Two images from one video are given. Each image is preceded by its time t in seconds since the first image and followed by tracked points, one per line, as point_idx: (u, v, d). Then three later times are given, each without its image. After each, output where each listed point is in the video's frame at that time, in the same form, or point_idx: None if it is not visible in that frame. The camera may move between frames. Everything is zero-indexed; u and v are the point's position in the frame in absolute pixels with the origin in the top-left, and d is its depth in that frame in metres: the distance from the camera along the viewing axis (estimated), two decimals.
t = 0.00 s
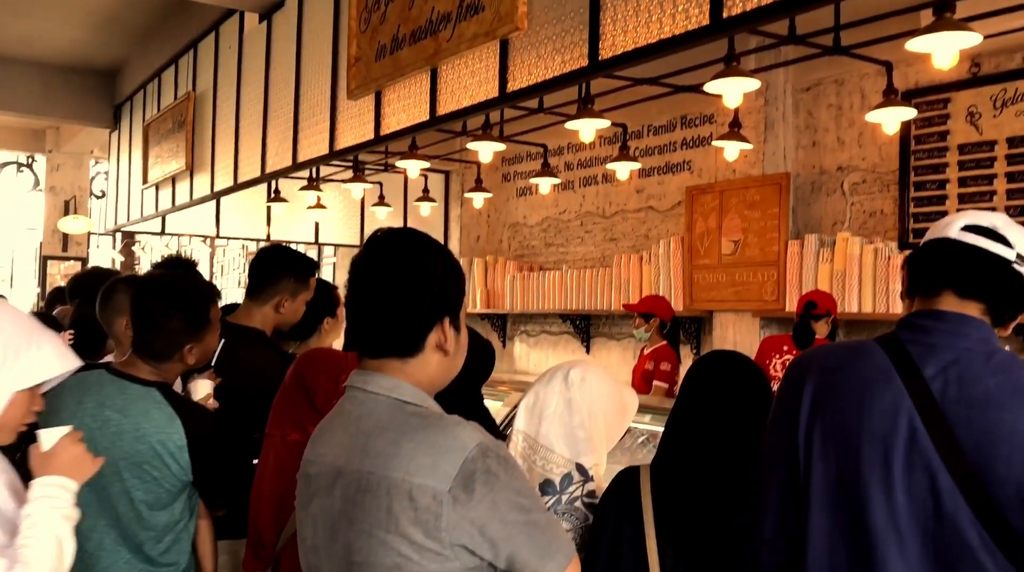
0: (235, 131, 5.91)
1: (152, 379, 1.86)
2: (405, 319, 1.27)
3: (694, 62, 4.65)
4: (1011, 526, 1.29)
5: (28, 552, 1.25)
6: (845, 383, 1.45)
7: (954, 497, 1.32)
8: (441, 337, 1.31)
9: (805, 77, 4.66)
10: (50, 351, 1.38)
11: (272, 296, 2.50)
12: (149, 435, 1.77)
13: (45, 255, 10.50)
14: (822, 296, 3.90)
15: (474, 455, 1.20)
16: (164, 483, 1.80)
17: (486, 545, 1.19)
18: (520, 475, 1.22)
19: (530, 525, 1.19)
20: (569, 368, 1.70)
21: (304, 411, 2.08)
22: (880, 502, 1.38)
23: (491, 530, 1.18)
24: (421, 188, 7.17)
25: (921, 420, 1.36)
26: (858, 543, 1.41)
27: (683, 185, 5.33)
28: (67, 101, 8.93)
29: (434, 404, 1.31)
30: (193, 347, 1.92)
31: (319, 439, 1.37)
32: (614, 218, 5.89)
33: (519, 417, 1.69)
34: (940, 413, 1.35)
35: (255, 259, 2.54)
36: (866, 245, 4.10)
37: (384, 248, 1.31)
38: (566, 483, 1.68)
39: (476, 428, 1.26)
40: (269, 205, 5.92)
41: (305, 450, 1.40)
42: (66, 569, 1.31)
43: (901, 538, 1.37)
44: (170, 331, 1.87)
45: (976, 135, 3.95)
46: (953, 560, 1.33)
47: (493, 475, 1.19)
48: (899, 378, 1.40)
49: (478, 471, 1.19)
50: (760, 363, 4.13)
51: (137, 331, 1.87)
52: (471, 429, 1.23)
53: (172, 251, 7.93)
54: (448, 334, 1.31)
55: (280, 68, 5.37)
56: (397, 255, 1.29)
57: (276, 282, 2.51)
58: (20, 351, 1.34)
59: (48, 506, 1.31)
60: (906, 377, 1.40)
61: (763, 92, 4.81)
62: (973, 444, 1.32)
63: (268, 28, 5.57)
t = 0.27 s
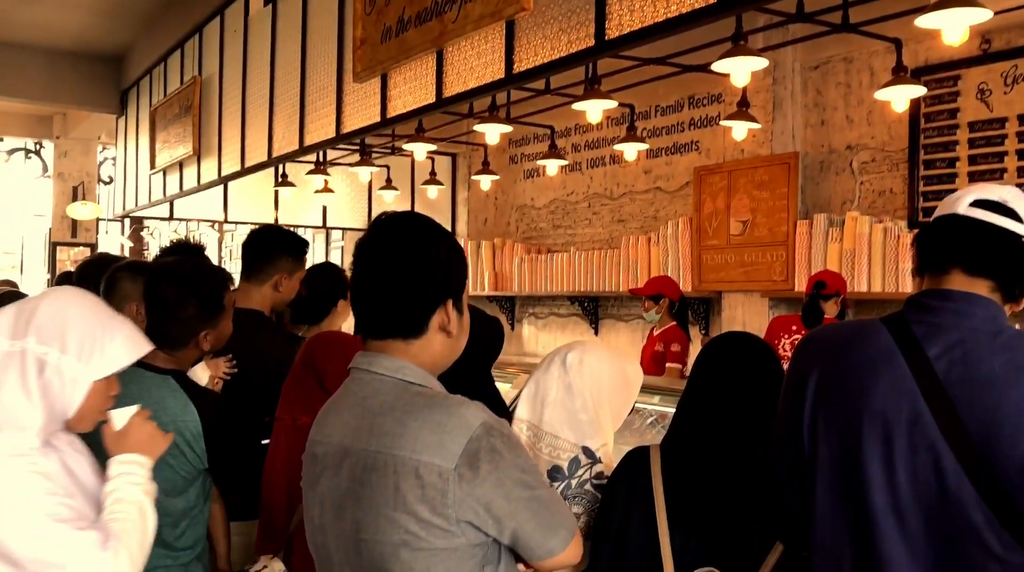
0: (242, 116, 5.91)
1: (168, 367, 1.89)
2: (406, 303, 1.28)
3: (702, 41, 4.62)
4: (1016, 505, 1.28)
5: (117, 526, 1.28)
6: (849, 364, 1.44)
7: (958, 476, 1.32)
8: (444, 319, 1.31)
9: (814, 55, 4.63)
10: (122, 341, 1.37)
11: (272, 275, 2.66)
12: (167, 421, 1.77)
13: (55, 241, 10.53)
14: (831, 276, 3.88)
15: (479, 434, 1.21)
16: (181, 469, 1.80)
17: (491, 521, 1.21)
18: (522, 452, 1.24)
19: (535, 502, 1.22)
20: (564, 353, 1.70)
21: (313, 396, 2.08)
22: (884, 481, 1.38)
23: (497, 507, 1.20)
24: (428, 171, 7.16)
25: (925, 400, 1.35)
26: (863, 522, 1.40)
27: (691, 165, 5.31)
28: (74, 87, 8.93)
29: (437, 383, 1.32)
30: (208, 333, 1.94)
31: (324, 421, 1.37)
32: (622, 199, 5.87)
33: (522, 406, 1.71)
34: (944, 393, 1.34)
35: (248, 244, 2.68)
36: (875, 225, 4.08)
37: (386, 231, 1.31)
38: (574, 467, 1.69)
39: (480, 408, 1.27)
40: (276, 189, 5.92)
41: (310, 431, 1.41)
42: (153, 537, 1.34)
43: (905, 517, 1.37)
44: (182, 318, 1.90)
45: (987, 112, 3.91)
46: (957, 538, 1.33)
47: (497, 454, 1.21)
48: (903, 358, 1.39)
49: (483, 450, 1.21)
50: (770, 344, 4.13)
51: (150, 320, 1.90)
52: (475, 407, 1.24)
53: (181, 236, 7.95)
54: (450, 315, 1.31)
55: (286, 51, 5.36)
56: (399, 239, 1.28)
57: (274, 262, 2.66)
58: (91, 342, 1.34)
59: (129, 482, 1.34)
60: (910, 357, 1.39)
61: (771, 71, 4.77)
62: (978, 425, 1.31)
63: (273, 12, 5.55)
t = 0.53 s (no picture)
0: (246, 105, 5.91)
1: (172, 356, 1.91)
2: (403, 289, 1.29)
3: (706, 26, 4.60)
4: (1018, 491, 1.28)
5: (199, 489, 1.42)
6: (852, 349, 1.44)
7: (958, 462, 1.31)
8: (441, 306, 1.32)
9: (820, 39, 4.60)
10: (190, 324, 1.44)
11: (258, 264, 2.57)
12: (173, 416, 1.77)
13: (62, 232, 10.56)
14: (837, 260, 3.88)
15: (478, 422, 1.22)
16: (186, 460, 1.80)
17: (492, 506, 1.23)
18: (524, 440, 1.25)
19: (535, 487, 1.23)
20: (565, 341, 1.69)
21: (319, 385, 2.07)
22: (883, 467, 1.38)
23: (497, 493, 1.21)
24: (434, 159, 7.16)
25: (927, 387, 1.35)
26: (863, 508, 1.41)
27: (697, 151, 5.29)
28: (79, 78, 8.93)
29: (437, 370, 1.32)
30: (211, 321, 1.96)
31: (326, 408, 1.38)
32: (627, 185, 5.86)
33: (525, 398, 1.71)
34: (948, 378, 1.34)
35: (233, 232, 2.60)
36: (881, 209, 4.06)
37: (383, 218, 1.31)
38: (581, 455, 1.69)
39: (480, 395, 1.28)
40: (281, 178, 5.92)
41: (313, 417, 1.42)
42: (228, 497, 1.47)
43: (905, 502, 1.37)
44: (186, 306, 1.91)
45: (994, 95, 3.89)
46: (957, 524, 1.33)
47: (497, 441, 1.22)
48: (907, 343, 1.39)
49: (483, 437, 1.22)
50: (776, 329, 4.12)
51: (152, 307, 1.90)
52: (474, 395, 1.25)
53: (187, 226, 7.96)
54: (447, 303, 1.32)
55: (290, 40, 5.35)
56: (394, 227, 1.29)
57: (264, 247, 2.58)
58: (163, 324, 1.40)
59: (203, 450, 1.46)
60: (913, 342, 1.38)
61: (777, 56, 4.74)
62: (981, 411, 1.31)
63: None
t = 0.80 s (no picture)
0: (252, 96, 5.90)
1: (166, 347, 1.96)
2: (406, 283, 1.30)
3: (713, 13, 4.58)
4: None
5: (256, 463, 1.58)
6: (860, 334, 1.44)
7: (965, 448, 1.31)
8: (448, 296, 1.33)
9: (827, 27, 4.58)
10: (231, 315, 1.61)
11: (255, 256, 2.58)
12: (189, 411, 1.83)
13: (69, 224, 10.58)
14: (843, 248, 3.87)
15: (483, 414, 1.23)
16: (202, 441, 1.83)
17: (496, 497, 1.23)
18: (529, 432, 1.25)
19: (540, 477, 1.23)
20: (568, 332, 1.68)
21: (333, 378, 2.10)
22: (889, 452, 1.38)
23: (502, 484, 1.22)
24: (439, 149, 7.15)
25: (934, 372, 1.35)
26: (868, 495, 1.41)
27: (704, 140, 5.28)
28: (84, 70, 8.93)
29: (442, 362, 1.33)
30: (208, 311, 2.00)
31: (333, 401, 1.39)
32: (634, 174, 5.85)
33: (529, 389, 1.70)
34: (955, 365, 1.34)
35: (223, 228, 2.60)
36: (889, 197, 4.05)
37: (387, 212, 1.33)
38: (587, 446, 1.68)
39: (485, 387, 1.29)
40: (287, 169, 5.92)
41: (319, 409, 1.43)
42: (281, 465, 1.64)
43: (911, 488, 1.36)
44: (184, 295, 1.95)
45: (1003, 81, 3.87)
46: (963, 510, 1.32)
47: (502, 432, 1.23)
48: (915, 328, 1.39)
49: (487, 429, 1.23)
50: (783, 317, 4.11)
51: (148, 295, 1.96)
52: (479, 386, 1.26)
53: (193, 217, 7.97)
54: (455, 295, 1.33)
55: (295, 30, 5.34)
56: (398, 220, 1.31)
57: (258, 241, 2.58)
58: (210, 316, 1.57)
59: (256, 429, 1.65)
60: (922, 327, 1.38)
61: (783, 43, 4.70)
62: (989, 397, 1.31)
63: None
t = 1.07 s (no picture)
0: (260, 88, 5.90)
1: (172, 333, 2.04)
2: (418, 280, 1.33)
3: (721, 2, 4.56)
4: None
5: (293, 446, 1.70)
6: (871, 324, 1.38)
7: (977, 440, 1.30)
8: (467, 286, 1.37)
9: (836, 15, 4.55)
10: (263, 309, 1.71)
11: (266, 248, 2.59)
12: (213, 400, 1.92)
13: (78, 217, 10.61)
14: (851, 237, 3.86)
15: (501, 408, 1.25)
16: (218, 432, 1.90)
17: (514, 489, 1.26)
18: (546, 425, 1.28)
19: (557, 469, 1.26)
20: (576, 323, 1.67)
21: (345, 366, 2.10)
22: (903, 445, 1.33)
23: (521, 477, 1.24)
24: (447, 140, 7.15)
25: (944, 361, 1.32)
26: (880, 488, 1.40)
27: (712, 129, 5.26)
28: (92, 63, 8.95)
29: (455, 352, 1.36)
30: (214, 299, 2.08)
31: (345, 393, 1.41)
32: (642, 164, 5.84)
33: (538, 380, 1.70)
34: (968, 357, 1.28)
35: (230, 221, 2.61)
36: (898, 186, 4.03)
37: (396, 209, 1.36)
38: (595, 438, 1.65)
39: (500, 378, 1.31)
40: (295, 161, 5.93)
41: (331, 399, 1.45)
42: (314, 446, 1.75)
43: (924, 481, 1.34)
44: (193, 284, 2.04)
45: (1014, 69, 3.83)
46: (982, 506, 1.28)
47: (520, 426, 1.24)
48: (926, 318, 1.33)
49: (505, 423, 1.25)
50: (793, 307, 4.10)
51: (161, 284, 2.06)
52: (495, 379, 1.28)
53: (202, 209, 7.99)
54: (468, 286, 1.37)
55: (302, 22, 5.34)
56: (409, 215, 1.34)
57: (268, 235, 2.59)
58: (244, 307, 1.68)
59: (287, 415, 1.76)
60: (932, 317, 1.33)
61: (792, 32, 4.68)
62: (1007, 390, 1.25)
63: None
